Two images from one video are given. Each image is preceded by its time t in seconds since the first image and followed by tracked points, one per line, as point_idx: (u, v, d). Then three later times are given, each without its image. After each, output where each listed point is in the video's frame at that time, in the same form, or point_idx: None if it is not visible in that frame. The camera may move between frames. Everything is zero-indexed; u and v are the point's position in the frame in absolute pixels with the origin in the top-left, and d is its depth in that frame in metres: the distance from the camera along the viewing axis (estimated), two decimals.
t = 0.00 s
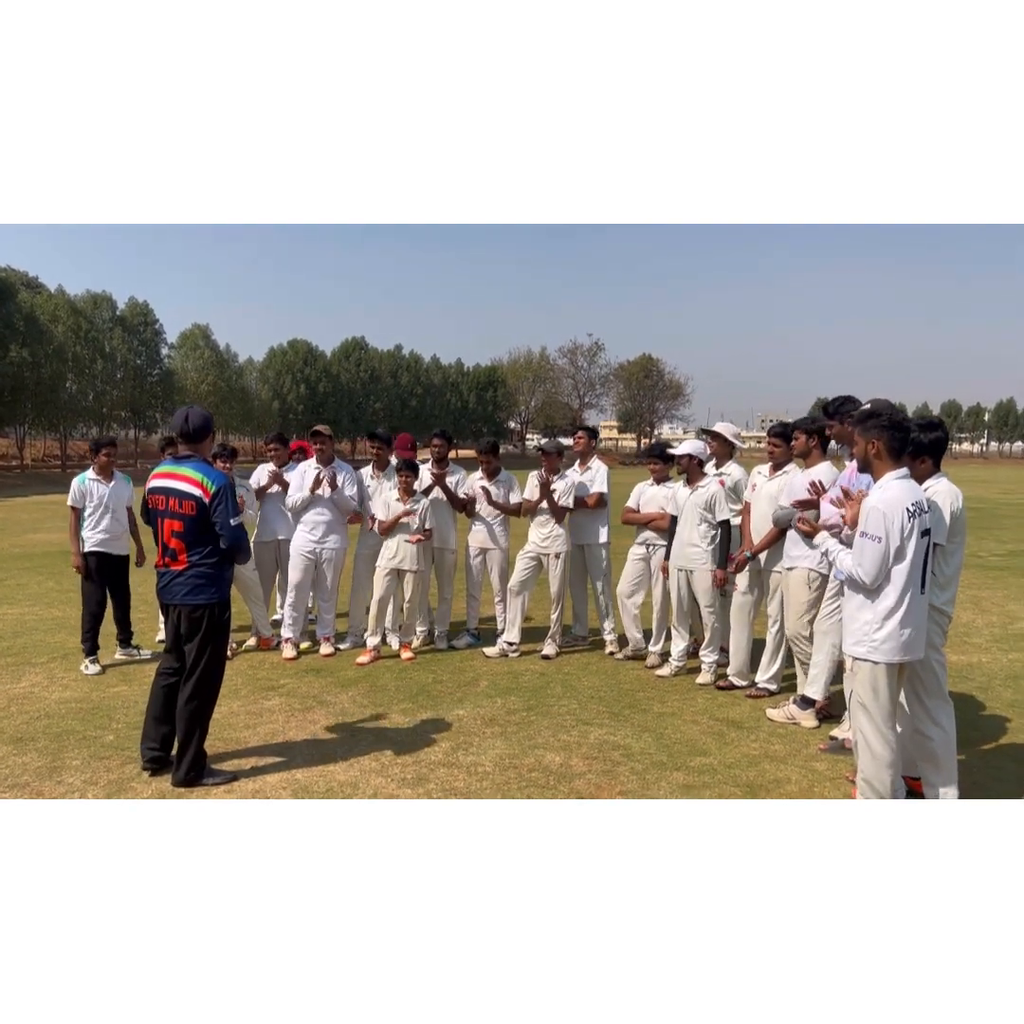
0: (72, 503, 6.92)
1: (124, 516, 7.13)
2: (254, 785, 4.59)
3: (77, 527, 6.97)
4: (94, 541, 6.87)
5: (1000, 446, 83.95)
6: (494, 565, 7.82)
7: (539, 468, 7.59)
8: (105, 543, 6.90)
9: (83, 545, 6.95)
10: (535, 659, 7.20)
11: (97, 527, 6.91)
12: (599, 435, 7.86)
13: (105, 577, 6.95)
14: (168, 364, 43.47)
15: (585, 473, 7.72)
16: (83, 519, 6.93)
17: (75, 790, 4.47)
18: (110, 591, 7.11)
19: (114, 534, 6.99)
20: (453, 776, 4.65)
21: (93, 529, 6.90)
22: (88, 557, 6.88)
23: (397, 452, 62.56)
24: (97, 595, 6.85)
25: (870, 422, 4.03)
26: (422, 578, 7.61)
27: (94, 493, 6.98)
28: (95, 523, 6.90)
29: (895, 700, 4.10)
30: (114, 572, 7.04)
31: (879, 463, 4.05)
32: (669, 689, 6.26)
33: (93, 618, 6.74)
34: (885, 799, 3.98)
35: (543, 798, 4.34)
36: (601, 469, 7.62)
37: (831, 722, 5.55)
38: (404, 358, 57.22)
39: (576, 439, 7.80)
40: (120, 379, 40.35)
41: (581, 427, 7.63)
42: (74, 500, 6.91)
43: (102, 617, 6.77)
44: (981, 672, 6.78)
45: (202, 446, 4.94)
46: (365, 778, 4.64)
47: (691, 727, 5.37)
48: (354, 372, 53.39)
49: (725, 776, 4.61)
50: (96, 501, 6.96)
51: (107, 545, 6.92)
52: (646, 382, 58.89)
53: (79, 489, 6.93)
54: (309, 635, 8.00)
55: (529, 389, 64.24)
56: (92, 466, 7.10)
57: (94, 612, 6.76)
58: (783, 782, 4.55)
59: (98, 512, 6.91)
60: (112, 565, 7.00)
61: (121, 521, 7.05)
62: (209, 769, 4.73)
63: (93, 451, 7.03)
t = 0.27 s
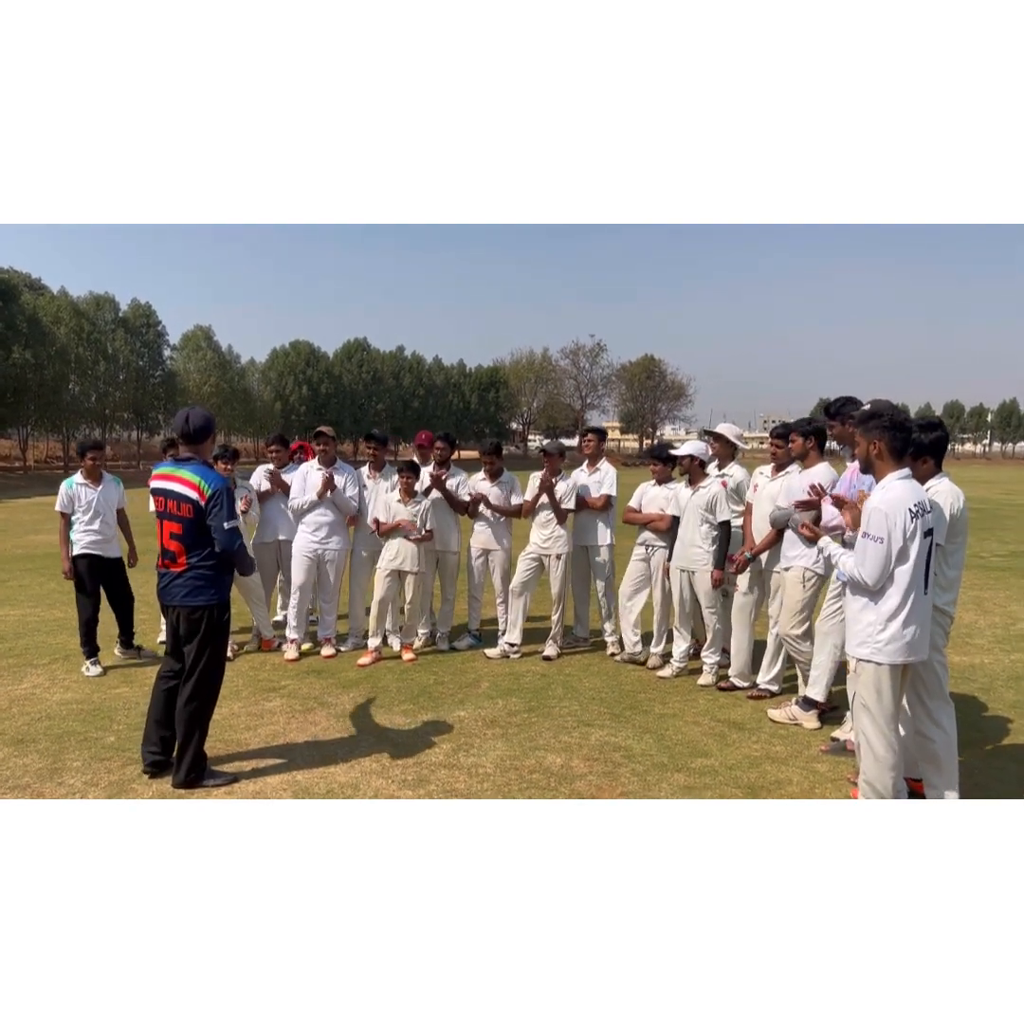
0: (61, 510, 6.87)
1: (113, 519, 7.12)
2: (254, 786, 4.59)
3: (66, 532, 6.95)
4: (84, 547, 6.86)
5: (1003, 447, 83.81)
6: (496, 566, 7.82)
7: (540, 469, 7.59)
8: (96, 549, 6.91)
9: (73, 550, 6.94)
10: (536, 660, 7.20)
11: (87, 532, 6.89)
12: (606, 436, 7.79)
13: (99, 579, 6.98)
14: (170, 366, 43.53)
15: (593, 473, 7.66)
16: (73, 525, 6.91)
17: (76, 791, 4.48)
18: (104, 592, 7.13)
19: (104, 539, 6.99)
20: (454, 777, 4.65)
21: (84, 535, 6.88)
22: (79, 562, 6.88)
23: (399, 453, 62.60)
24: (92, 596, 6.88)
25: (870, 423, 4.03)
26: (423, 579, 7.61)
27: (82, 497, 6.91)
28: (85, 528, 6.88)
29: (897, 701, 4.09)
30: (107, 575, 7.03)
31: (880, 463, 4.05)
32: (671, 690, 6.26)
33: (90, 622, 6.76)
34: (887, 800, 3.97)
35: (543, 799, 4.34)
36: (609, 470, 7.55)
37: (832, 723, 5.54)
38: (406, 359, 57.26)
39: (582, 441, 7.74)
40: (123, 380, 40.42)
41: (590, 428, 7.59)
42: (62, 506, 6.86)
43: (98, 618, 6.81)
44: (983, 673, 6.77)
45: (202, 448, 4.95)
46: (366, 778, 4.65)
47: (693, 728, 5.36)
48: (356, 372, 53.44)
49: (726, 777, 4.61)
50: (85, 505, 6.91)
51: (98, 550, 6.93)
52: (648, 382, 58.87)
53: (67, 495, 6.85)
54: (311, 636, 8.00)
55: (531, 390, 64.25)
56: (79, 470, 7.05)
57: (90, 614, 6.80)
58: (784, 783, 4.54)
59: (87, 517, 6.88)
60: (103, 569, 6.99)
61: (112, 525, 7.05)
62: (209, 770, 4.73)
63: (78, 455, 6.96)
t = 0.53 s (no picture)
0: (57, 513, 6.91)
1: (111, 520, 7.12)
2: (255, 789, 4.59)
3: (63, 538, 6.95)
4: (82, 549, 6.89)
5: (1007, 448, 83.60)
6: (497, 568, 7.82)
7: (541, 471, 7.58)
8: (93, 551, 6.92)
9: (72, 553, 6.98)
10: (538, 662, 7.20)
11: (84, 535, 6.91)
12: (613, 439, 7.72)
13: (97, 583, 6.99)
14: (174, 367, 43.59)
15: (597, 476, 7.65)
16: (71, 528, 6.94)
17: (77, 794, 4.49)
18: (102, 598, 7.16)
19: (102, 540, 6.99)
20: (454, 779, 4.66)
21: (80, 537, 6.89)
22: (77, 565, 6.91)
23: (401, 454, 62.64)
24: (88, 601, 6.90)
25: (872, 426, 4.02)
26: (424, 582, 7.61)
27: (78, 500, 6.93)
28: (83, 531, 6.90)
29: (899, 705, 4.08)
30: (105, 578, 7.04)
31: (881, 467, 4.04)
32: (672, 692, 6.25)
33: (88, 625, 6.78)
34: (888, 804, 3.97)
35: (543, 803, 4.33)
36: (615, 473, 7.55)
37: (833, 725, 5.52)
38: (409, 360, 57.32)
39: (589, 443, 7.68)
40: (126, 382, 40.48)
41: (595, 430, 7.51)
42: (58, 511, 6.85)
43: (97, 620, 6.82)
44: (986, 675, 6.75)
45: (202, 451, 4.95)
46: (366, 781, 4.65)
47: (694, 731, 5.36)
48: (359, 374, 53.49)
49: (726, 780, 4.60)
50: (81, 508, 6.91)
51: (96, 552, 6.94)
52: (651, 384, 58.85)
53: (63, 498, 6.90)
54: (312, 639, 8.01)
55: (534, 391, 64.33)
56: (74, 474, 7.07)
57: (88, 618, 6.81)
58: (785, 786, 4.54)
59: (84, 521, 6.89)
60: (102, 572, 7.00)
61: (109, 527, 7.05)
62: (210, 773, 4.74)
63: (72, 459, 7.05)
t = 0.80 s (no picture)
0: (58, 516, 6.88)
1: (112, 522, 7.13)
2: (256, 792, 4.59)
3: (64, 541, 6.96)
4: (83, 552, 6.90)
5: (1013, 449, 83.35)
6: (500, 571, 7.81)
7: (546, 474, 7.56)
8: (94, 554, 6.93)
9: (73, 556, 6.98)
10: (540, 665, 7.18)
11: (85, 538, 6.93)
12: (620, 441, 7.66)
13: (98, 586, 7.00)
14: (179, 370, 43.67)
15: (603, 480, 7.63)
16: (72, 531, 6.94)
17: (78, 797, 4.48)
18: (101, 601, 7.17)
19: (102, 543, 7.01)
20: (456, 783, 4.64)
21: (81, 540, 6.91)
22: (78, 568, 6.91)
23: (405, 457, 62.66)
24: (88, 603, 6.91)
25: (875, 428, 4.00)
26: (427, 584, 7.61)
27: (79, 504, 6.93)
28: (84, 534, 6.91)
29: (902, 708, 4.06)
30: (106, 581, 7.06)
31: (884, 469, 4.03)
32: (675, 695, 6.23)
33: (89, 628, 6.79)
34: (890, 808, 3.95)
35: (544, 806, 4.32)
36: (622, 478, 7.53)
37: (836, 728, 5.51)
38: (413, 362, 57.35)
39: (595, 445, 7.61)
40: (131, 384, 40.57)
41: (601, 434, 7.44)
42: (60, 514, 6.86)
43: (99, 622, 6.84)
44: (991, 678, 6.71)
45: (204, 453, 4.95)
46: (367, 785, 4.64)
47: (696, 734, 5.34)
48: (363, 376, 53.54)
49: (729, 783, 4.58)
50: (82, 511, 6.92)
51: (97, 554, 6.95)
52: (655, 386, 58.80)
53: (63, 501, 6.86)
54: (315, 641, 8.01)
55: (538, 393, 64.33)
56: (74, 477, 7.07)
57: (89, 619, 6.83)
58: (788, 790, 4.51)
59: (85, 524, 6.89)
60: (103, 574, 7.01)
61: (110, 530, 7.06)
62: (212, 777, 4.73)
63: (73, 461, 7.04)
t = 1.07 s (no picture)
0: (59, 519, 6.87)
1: (112, 526, 7.15)
2: (257, 795, 4.59)
3: (65, 544, 6.96)
4: (85, 556, 6.91)
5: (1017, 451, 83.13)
6: (501, 573, 7.82)
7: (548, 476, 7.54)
8: (95, 558, 6.94)
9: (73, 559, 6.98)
10: (542, 667, 7.17)
11: (86, 541, 6.94)
12: (621, 443, 7.64)
13: (99, 589, 7.01)
14: (182, 373, 43.75)
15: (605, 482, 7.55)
16: (73, 535, 6.94)
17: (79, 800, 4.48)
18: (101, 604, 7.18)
19: (103, 547, 7.02)
20: (456, 785, 4.64)
21: (82, 544, 6.92)
22: (79, 571, 6.92)
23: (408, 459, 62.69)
24: (89, 606, 6.92)
25: (877, 430, 3.99)
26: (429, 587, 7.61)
27: (80, 507, 6.93)
28: (85, 537, 6.92)
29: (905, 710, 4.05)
30: (108, 584, 7.07)
31: (886, 471, 4.02)
32: (676, 698, 6.22)
33: (91, 631, 6.79)
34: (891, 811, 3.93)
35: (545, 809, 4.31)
36: (622, 480, 7.46)
37: (838, 730, 5.49)
38: (416, 365, 57.39)
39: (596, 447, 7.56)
40: (134, 388, 40.65)
41: (602, 435, 7.45)
42: (61, 517, 6.87)
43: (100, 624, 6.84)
44: (993, 680, 6.69)
45: (206, 457, 4.94)
46: (368, 787, 4.64)
47: (698, 737, 5.32)
48: (366, 379, 53.59)
49: (730, 786, 4.57)
50: (84, 514, 6.93)
51: (98, 558, 6.96)
52: (658, 388, 58.77)
53: (65, 504, 6.86)
54: (317, 644, 8.01)
55: (541, 396, 64.33)
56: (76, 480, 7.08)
57: (90, 622, 6.84)
58: (789, 793, 4.50)
59: (86, 527, 6.91)
60: (104, 577, 7.02)
61: (111, 533, 7.07)
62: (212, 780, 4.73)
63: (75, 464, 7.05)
